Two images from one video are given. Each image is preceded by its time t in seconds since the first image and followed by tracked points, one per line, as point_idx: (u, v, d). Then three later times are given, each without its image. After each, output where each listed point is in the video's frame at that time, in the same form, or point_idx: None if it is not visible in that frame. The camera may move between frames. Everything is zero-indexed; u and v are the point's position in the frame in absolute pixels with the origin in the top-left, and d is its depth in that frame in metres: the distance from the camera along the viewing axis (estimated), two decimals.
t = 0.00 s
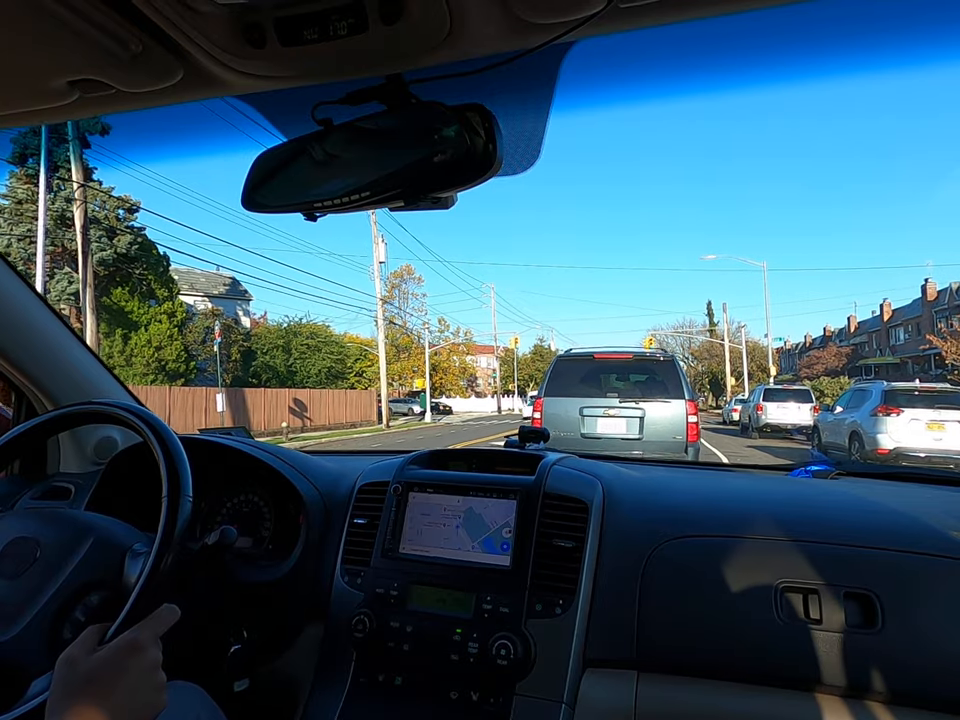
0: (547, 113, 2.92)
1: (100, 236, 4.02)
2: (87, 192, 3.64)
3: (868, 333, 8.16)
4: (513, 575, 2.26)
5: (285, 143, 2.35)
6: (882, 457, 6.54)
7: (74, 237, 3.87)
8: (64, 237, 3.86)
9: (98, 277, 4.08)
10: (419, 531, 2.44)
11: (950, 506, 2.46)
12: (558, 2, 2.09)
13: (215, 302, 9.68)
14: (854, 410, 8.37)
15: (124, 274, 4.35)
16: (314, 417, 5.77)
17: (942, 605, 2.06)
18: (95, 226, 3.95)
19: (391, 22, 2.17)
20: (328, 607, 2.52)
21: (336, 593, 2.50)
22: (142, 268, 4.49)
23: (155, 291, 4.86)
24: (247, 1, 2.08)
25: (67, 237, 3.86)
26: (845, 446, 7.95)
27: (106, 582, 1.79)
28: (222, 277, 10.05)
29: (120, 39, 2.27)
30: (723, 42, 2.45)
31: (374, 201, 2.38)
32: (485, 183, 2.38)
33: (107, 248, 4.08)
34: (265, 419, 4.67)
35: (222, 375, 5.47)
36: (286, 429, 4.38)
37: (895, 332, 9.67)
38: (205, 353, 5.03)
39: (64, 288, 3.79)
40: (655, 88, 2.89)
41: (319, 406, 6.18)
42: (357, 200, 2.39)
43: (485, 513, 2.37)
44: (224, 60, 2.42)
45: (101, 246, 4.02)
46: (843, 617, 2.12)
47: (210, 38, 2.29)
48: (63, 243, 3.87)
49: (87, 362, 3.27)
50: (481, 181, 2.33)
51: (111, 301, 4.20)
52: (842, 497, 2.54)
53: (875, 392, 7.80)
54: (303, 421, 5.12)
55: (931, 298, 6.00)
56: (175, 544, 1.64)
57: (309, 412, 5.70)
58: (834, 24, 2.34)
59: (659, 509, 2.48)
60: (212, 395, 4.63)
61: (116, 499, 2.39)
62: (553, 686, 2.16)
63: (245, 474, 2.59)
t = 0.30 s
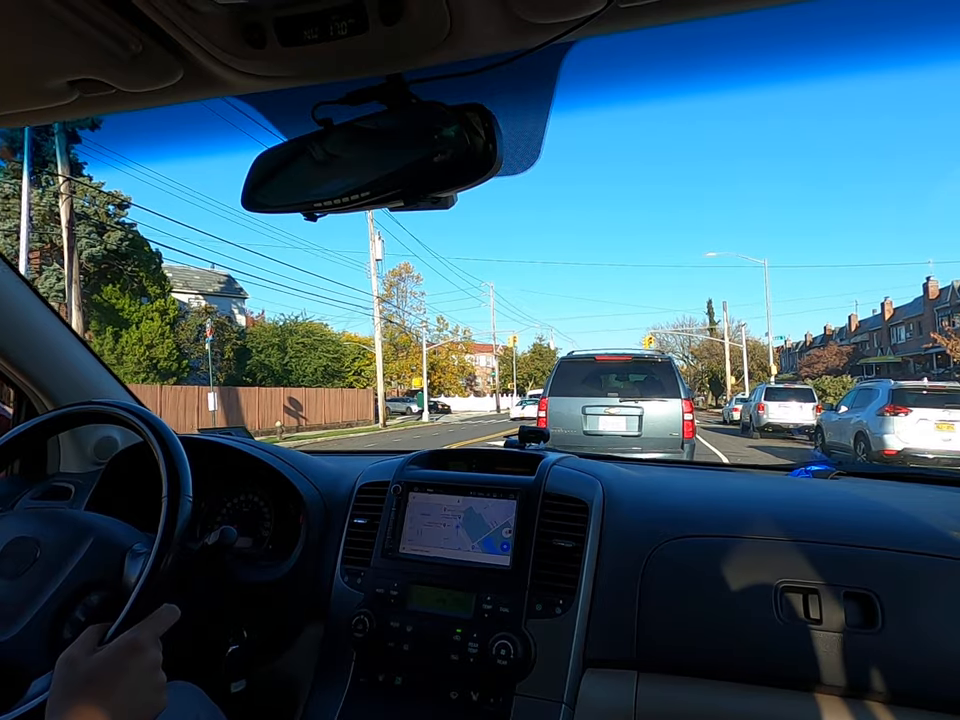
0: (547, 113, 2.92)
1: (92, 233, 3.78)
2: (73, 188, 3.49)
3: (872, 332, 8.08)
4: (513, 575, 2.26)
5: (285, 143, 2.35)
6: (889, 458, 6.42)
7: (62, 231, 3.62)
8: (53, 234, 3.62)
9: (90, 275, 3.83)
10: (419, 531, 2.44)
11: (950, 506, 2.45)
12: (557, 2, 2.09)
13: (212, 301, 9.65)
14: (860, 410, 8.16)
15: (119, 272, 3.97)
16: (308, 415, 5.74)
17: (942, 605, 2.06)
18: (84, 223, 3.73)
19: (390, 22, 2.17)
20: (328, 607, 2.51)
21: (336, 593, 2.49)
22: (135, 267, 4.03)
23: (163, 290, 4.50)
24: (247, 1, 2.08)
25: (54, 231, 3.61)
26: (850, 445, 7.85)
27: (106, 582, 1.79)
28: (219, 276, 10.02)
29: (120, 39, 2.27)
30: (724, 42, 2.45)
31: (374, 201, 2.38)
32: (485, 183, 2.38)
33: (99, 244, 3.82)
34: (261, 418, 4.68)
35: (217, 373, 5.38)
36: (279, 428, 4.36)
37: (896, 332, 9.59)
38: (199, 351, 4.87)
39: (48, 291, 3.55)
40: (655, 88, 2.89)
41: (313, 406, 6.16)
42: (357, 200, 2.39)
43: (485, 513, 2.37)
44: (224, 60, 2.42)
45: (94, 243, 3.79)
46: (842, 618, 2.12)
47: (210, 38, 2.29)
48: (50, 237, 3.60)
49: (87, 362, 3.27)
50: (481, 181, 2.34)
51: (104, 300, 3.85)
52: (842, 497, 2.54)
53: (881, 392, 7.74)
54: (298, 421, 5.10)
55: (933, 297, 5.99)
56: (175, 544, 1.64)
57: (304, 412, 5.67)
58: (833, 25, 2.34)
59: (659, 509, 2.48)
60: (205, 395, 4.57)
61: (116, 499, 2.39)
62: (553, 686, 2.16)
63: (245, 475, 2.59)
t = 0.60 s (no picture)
0: (547, 114, 2.92)
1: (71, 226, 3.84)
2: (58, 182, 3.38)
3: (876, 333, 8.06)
4: (513, 575, 2.26)
5: (285, 143, 2.35)
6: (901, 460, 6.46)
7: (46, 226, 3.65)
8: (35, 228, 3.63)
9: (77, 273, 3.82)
10: (419, 531, 2.44)
11: (949, 506, 2.46)
12: (557, 2, 2.09)
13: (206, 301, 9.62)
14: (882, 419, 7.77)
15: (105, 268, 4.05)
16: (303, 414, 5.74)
17: (941, 605, 2.06)
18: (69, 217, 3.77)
19: (390, 22, 2.17)
20: (328, 607, 2.51)
21: (336, 593, 2.49)
22: (123, 263, 4.37)
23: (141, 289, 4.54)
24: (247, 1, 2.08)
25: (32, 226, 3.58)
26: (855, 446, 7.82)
27: (106, 582, 1.79)
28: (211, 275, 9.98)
29: (120, 39, 2.26)
30: (726, 42, 2.44)
31: (374, 201, 2.38)
32: (485, 183, 2.38)
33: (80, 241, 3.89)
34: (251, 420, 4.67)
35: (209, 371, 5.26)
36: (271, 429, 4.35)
37: (895, 333, 9.24)
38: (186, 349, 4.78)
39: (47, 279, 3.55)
40: (656, 88, 2.89)
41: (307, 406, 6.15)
42: (357, 201, 2.39)
43: (485, 513, 2.37)
44: (224, 60, 2.41)
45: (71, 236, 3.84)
46: (842, 618, 2.12)
47: (210, 39, 2.29)
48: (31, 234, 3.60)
49: (86, 362, 3.26)
50: (481, 181, 2.34)
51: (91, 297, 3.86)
52: (841, 497, 2.54)
53: (892, 393, 7.92)
54: (292, 421, 5.09)
55: (932, 297, 6.00)
56: (175, 545, 1.64)
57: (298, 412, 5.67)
58: (834, 25, 2.34)
59: (659, 509, 2.48)
60: (194, 395, 4.41)
61: (116, 499, 2.39)
62: (553, 686, 2.16)
63: (245, 475, 2.59)
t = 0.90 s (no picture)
0: (546, 114, 2.92)
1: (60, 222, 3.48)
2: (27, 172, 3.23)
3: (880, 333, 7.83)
4: (513, 575, 2.26)
5: (285, 143, 2.35)
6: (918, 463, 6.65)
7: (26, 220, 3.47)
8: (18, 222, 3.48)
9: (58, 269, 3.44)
10: (419, 531, 2.44)
11: (949, 506, 2.46)
12: (557, 2, 2.09)
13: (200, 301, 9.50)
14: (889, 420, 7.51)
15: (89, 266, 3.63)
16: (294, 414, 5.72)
17: (941, 605, 2.06)
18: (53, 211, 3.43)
19: (390, 22, 2.16)
20: (328, 608, 2.51)
21: (336, 593, 2.49)
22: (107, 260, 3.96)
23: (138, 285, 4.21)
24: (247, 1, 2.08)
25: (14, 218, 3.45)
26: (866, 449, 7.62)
27: (106, 582, 1.79)
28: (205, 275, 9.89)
29: (120, 39, 2.26)
30: (727, 42, 2.44)
31: (374, 201, 2.37)
32: (485, 183, 2.38)
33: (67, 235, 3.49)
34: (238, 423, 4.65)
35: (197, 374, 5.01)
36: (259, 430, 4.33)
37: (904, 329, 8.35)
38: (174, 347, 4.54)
39: (37, 247, 3.31)
40: (656, 88, 2.89)
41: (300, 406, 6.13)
42: (357, 201, 2.39)
43: (485, 513, 2.38)
44: (224, 60, 2.41)
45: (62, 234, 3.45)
46: (842, 618, 2.12)
47: (210, 39, 2.29)
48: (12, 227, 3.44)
49: (86, 362, 3.26)
50: (481, 181, 2.34)
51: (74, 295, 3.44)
52: (841, 497, 2.54)
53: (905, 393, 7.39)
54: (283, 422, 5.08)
55: (934, 297, 5.95)
56: (175, 545, 1.64)
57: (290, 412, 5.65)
58: (835, 25, 2.33)
59: (659, 509, 2.48)
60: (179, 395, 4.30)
61: (116, 499, 2.38)
62: (553, 686, 2.16)
63: (245, 475, 2.59)
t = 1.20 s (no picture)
0: (547, 114, 2.92)
1: (34, 216, 3.39)
2: None
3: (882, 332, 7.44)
4: (513, 575, 2.26)
5: (285, 143, 2.35)
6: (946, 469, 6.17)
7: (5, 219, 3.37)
8: None
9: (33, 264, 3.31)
10: (419, 531, 2.44)
11: (948, 507, 2.46)
12: (557, 2, 2.09)
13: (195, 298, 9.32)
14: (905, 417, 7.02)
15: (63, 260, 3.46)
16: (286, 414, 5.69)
17: (941, 605, 2.06)
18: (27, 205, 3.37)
19: (390, 22, 2.16)
20: (328, 608, 2.51)
21: (336, 593, 2.50)
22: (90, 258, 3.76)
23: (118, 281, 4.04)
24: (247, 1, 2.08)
25: None
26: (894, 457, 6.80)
27: (106, 582, 1.79)
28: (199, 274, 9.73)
29: (120, 39, 2.26)
30: (728, 42, 2.44)
31: (374, 201, 2.37)
32: (485, 183, 2.38)
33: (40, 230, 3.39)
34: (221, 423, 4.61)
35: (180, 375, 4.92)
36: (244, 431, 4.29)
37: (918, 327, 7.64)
38: (152, 347, 4.30)
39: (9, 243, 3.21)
40: (656, 89, 2.89)
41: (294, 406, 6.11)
42: (357, 201, 2.39)
43: (485, 513, 2.38)
44: (224, 60, 2.41)
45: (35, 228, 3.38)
46: (842, 618, 2.12)
47: (210, 39, 2.29)
48: None
49: (86, 362, 3.26)
50: (481, 182, 2.34)
51: (53, 292, 3.32)
52: (840, 497, 2.54)
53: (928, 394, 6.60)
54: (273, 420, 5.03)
55: (937, 296, 5.88)
56: (173, 549, 1.64)
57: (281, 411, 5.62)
58: (837, 25, 2.33)
59: (659, 509, 2.48)
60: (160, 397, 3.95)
61: (116, 499, 2.38)
62: (553, 686, 2.16)
63: (245, 475, 2.60)
